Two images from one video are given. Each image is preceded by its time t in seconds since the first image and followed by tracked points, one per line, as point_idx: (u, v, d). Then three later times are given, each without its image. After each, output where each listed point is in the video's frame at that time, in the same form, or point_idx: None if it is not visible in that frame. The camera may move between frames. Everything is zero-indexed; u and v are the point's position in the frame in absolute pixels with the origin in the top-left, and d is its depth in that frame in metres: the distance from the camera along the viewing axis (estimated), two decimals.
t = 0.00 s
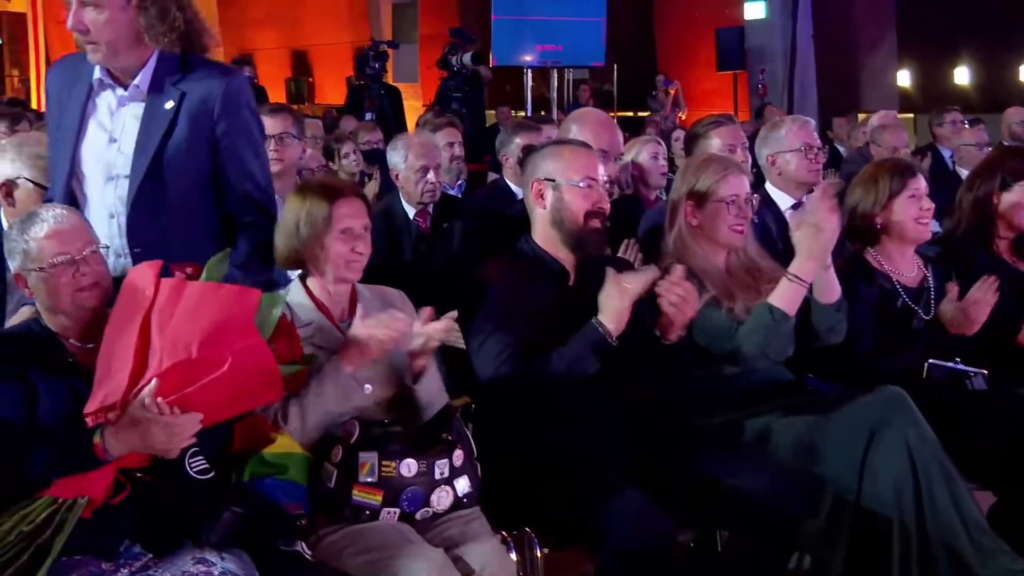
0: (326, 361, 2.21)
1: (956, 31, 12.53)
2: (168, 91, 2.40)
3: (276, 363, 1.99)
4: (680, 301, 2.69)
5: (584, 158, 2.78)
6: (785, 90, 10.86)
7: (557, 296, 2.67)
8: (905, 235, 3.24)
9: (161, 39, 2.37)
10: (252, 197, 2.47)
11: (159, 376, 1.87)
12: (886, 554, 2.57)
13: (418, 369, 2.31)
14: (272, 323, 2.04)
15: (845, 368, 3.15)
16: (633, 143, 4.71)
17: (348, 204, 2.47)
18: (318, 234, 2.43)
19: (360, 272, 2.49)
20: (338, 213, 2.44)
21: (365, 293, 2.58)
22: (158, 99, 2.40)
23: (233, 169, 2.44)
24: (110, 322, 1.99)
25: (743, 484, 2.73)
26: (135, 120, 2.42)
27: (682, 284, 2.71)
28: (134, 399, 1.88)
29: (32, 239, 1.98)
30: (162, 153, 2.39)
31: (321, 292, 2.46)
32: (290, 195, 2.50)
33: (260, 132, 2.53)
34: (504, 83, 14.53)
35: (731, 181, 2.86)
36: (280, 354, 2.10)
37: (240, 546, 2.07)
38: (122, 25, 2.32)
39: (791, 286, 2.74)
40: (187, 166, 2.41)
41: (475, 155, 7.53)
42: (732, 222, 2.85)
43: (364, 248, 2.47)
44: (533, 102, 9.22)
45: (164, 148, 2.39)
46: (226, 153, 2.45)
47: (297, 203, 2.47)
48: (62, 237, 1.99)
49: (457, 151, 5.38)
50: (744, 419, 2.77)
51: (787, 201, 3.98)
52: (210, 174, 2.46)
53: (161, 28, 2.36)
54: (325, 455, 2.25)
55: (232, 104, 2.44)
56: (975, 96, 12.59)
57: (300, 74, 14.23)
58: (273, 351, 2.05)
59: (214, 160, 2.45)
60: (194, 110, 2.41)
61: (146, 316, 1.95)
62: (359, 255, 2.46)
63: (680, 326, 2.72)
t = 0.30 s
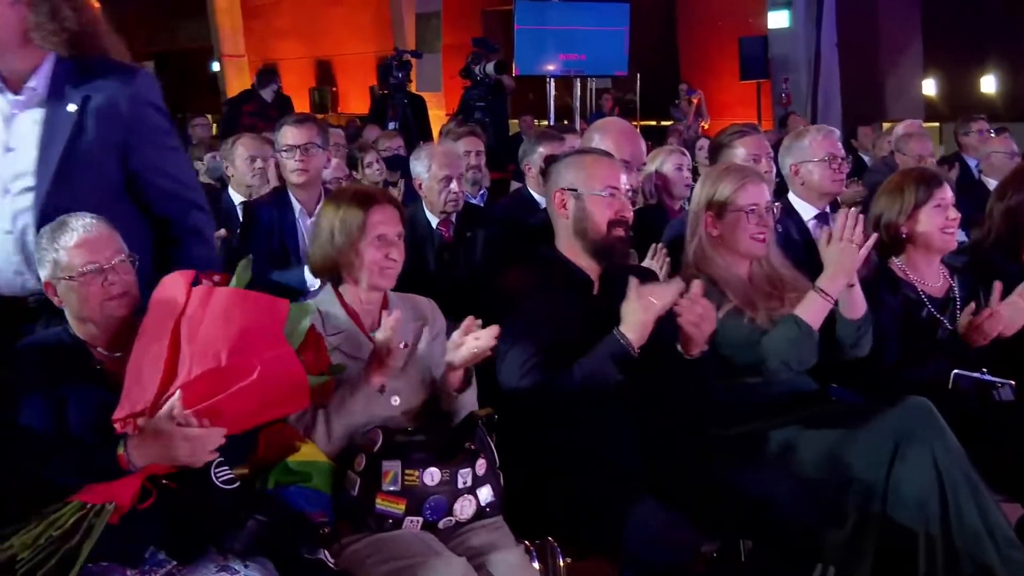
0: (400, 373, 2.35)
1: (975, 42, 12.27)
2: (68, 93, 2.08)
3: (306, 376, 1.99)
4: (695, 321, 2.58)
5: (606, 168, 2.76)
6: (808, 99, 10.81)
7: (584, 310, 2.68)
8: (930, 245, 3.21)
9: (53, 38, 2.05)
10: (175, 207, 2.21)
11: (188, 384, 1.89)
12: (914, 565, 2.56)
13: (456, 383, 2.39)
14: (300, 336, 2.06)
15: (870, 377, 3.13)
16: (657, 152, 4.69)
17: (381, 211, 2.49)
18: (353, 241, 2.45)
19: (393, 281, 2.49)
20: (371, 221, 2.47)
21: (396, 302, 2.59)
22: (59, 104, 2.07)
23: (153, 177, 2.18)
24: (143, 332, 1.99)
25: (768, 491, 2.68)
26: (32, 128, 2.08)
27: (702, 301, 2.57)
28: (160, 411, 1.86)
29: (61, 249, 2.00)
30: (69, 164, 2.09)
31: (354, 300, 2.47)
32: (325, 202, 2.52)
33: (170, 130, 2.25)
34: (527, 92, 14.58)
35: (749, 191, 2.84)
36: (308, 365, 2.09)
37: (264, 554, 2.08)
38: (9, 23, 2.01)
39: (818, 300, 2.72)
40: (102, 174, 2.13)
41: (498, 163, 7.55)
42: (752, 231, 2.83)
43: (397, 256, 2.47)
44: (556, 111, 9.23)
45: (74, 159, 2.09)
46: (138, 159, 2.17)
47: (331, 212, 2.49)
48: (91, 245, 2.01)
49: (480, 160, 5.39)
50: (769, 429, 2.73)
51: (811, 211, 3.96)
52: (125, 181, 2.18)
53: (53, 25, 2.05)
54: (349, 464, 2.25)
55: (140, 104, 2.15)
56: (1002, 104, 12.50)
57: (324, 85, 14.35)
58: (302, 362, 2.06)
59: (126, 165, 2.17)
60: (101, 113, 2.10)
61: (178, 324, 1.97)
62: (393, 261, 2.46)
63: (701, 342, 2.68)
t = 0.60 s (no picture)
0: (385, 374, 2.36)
1: (996, 37, 11.25)
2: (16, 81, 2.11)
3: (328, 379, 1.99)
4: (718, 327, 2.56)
5: (627, 170, 2.77)
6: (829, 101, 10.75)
7: (603, 314, 2.68)
8: (951, 248, 3.19)
9: None
10: (127, 198, 2.23)
11: (212, 386, 1.93)
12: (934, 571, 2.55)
13: (466, 382, 2.34)
14: (324, 338, 2.05)
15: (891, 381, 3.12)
16: (677, 155, 4.68)
17: (399, 214, 2.51)
18: (371, 244, 2.46)
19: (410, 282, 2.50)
20: (389, 223, 2.48)
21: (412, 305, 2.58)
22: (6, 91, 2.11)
23: (103, 168, 2.21)
24: (165, 336, 2.04)
25: (787, 496, 2.66)
26: None
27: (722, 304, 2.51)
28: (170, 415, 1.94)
29: (84, 248, 2.03)
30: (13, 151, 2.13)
31: (370, 302, 2.47)
32: (341, 205, 2.53)
33: (124, 121, 2.26)
34: (547, 94, 14.59)
35: (765, 192, 2.80)
36: (331, 368, 2.13)
37: (284, 555, 2.10)
38: None
39: (837, 303, 2.74)
40: (49, 162, 2.16)
41: (517, 165, 7.55)
42: (770, 234, 2.80)
43: (415, 256, 2.49)
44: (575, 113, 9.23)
45: (19, 147, 2.13)
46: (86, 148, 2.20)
47: (348, 215, 2.50)
48: (112, 245, 2.03)
49: (499, 162, 5.40)
50: (790, 432, 2.70)
51: (831, 213, 3.95)
52: (73, 170, 2.21)
53: None
54: (368, 465, 2.26)
55: (89, 94, 2.18)
56: None
57: (344, 87, 14.39)
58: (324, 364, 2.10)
59: (75, 155, 2.20)
60: (51, 102, 2.13)
61: (204, 324, 1.99)
62: (411, 262, 2.48)
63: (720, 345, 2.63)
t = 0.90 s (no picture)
0: (420, 377, 2.40)
1: (1006, 38, 11.05)
2: None
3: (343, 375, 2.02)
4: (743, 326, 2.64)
5: (646, 170, 2.76)
6: (849, 101, 10.68)
7: (622, 309, 2.67)
8: (973, 249, 3.17)
9: None
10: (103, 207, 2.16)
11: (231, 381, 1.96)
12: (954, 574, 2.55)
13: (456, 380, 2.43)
14: (339, 329, 2.08)
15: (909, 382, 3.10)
16: (696, 155, 4.66)
17: (413, 211, 2.51)
18: (390, 241, 2.46)
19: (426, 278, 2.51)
20: (406, 220, 2.48)
21: (427, 302, 2.61)
22: None
23: (77, 176, 2.12)
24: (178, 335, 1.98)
25: (803, 495, 2.64)
26: None
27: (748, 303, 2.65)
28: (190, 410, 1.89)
29: (108, 248, 2.04)
30: None
31: (387, 300, 2.49)
32: (356, 204, 2.53)
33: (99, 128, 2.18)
34: (565, 94, 14.59)
35: (782, 191, 2.78)
36: (347, 360, 2.16)
37: (303, 554, 2.09)
38: None
39: (859, 307, 2.69)
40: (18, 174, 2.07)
41: (535, 165, 7.54)
42: (789, 235, 2.78)
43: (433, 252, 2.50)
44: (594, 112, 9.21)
45: None
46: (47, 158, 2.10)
47: (365, 212, 2.51)
48: (135, 245, 2.05)
49: (517, 162, 5.40)
50: (809, 432, 2.68)
51: (850, 213, 3.93)
52: (46, 177, 2.11)
53: None
54: (386, 464, 2.26)
55: (61, 99, 2.09)
56: None
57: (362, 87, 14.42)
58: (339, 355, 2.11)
59: (47, 162, 2.10)
60: (17, 106, 2.05)
61: (220, 320, 1.99)
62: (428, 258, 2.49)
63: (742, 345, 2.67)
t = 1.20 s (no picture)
0: (433, 378, 2.40)
1: None
2: None
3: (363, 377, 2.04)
4: (767, 315, 2.65)
5: (662, 168, 2.75)
6: (866, 100, 10.63)
7: (638, 310, 2.66)
8: (991, 249, 3.14)
9: None
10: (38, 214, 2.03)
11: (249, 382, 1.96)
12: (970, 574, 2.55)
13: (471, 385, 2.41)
14: (358, 336, 2.10)
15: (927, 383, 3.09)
16: (711, 154, 4.64)
17: (428, 210, 2.51)
18: (405, 240, 2.47)
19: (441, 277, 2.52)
20: (421, 219, 2.49)
21: (441, 302, 2.61)
22: None
23: None
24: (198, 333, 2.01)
25: (817, 495, 2.63)
26: None
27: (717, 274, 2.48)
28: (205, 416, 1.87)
29: (130, 247, 2.08)
30: None
31: (402, 299, 2.50)
32: (370, 203, 2.54)
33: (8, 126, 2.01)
34: (580, 93, 14.59)
35: (798, 192, 2.77)
36: (365, 364, 2.21)
37: (317, 552, 2.11)
38: None
39: (872, 300, 2.65)
40: None
41: (550, 164, 7.54)
42: (804, 236, 2.76)
43: (449, 251, 2.50)
44: (610, 112, 9.20)
45: None
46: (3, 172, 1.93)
47: (377, 211, 2.51)
48: (155, 245, 2.09)
49: (532, 161, 5.41)
50: (826, 431, 2.68)
51: (866, 213, 3.88)
52: None
53: None
54: (400, 462, 2.27)
55: None
56: None
57: (378, 87, 14.45)
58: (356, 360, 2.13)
59: None
60: None
61: (241, 323, 2.00)
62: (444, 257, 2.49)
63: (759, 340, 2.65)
